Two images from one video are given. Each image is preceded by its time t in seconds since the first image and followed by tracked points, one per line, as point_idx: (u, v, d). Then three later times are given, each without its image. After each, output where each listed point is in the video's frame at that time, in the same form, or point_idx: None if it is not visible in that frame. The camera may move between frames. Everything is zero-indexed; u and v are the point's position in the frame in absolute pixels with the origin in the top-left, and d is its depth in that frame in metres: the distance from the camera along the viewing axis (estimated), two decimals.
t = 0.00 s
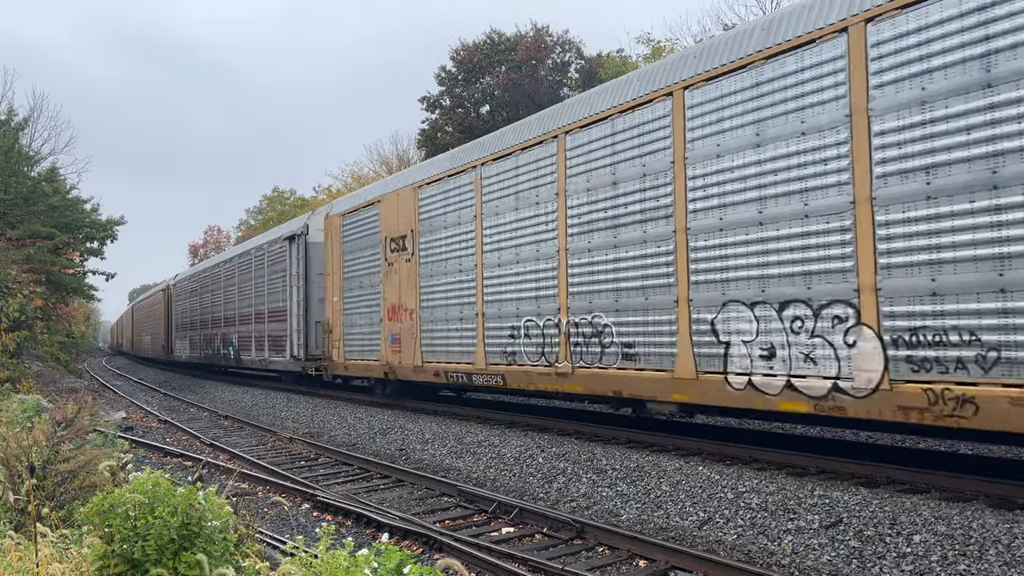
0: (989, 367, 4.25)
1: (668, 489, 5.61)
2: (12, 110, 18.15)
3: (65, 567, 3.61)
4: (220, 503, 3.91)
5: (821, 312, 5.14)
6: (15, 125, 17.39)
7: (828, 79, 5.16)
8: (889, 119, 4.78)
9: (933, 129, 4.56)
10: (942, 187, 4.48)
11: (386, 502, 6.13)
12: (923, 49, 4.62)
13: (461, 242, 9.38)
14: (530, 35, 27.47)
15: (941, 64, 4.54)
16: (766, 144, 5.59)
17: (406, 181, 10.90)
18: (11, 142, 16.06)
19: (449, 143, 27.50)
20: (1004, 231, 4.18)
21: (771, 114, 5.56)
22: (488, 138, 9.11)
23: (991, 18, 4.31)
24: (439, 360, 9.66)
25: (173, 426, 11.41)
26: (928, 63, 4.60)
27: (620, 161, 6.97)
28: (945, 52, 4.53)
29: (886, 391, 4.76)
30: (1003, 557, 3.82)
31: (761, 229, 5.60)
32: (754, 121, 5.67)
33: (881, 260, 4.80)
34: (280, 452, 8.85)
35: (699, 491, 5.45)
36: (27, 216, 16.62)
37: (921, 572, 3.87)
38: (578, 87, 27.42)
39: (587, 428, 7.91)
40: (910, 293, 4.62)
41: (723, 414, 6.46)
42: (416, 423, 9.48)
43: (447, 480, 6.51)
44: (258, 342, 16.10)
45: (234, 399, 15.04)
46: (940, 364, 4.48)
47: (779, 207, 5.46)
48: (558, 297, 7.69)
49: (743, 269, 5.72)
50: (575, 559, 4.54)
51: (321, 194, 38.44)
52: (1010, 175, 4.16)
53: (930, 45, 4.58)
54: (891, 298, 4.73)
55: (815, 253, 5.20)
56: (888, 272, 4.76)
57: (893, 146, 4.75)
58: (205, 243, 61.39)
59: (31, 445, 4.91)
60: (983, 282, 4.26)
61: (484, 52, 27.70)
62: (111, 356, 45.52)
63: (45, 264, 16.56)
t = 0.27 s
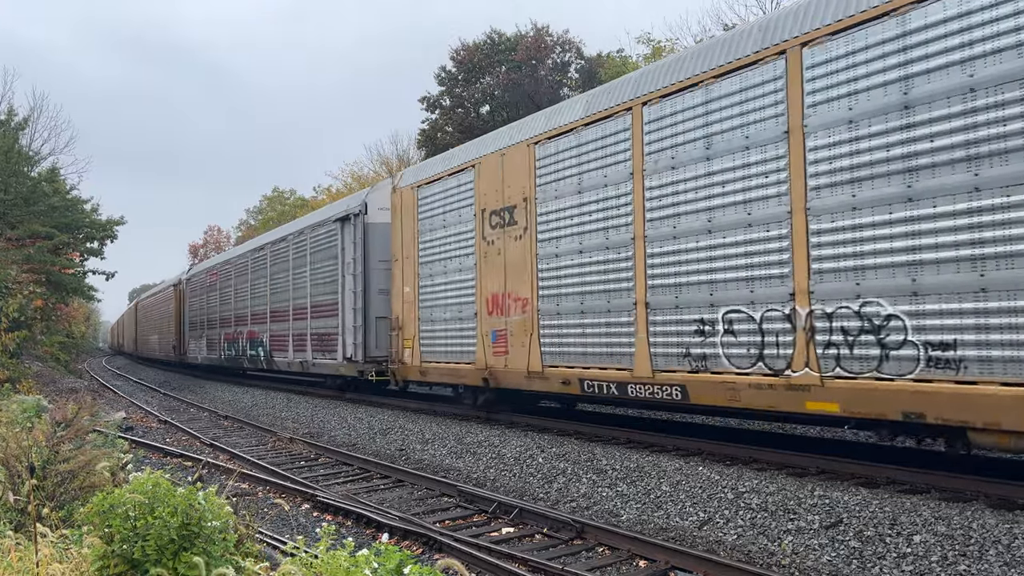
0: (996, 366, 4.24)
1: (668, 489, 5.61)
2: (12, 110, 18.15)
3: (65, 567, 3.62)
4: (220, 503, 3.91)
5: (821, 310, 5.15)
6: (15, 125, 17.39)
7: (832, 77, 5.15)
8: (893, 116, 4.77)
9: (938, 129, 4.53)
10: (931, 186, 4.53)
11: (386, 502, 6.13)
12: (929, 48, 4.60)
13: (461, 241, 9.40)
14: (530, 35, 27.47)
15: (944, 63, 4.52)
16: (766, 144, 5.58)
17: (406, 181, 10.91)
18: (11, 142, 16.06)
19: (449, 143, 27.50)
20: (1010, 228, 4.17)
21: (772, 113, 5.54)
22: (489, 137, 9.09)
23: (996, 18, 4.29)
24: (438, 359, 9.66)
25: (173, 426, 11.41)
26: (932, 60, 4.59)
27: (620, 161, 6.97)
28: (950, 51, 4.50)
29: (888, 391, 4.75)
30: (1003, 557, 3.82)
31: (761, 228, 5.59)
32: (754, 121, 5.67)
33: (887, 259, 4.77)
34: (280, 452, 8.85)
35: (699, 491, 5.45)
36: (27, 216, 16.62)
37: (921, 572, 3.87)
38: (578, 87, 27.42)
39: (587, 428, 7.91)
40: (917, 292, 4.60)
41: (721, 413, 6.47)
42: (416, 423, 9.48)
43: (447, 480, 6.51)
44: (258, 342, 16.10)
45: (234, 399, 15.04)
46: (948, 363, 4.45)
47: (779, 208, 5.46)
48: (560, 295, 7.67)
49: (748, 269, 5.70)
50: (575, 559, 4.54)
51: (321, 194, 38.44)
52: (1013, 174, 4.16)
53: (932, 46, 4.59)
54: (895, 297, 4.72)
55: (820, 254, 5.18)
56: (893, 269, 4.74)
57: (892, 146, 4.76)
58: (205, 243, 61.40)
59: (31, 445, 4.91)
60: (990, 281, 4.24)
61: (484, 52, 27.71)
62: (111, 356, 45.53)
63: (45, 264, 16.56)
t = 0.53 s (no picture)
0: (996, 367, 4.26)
1: (668, 489, 5.61)
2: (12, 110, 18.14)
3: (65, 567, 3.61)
4: (220, 503, 3.91)
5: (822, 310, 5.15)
6: (15, 125, 17.39)
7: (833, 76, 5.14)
8: (894, 115, 4.75)
9: (939, 128, 4.51)
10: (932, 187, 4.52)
11: (385, 502, 6.13)
12: (930, 47, 4.58)
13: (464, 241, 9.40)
14: (530, 35, 27.47)
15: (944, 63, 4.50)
16: (769, 143, 5.56)
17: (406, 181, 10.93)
18: (11, 142, 16.05)
19: (449, 143, 27.49)
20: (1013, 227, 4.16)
21: (773, 112, 5.53)
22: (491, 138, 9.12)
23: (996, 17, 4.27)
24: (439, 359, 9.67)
25: (173, 426, 11.40)
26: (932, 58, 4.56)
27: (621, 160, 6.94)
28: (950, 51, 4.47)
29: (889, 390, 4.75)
30: (1003, 557, 3.82)
31: (765, 228, 5.57)
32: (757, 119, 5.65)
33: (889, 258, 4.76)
34: (280, 452, 8.85)
35: (699, 491, 5.45)
36: (27, 216, 16.61)
37: (921, 572, 3.87)
38: (578, 87, 27.41)
39: (587, 428, 7.91)
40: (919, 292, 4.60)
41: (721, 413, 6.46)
42: (416, 423, 9.48)
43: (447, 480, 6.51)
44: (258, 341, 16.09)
45: (234, 399, 15.04)
46: (950, 364, 4.45)
47: (782, 207, 5.45)
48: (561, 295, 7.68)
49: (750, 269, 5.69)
50: (574, 559, 4.54)
51: (321, 194, 38.43)
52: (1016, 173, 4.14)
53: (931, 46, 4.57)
54: (898, 296, 4.71)
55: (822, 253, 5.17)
56: (895, 269, 4.73)
57: (897, 145, 4.73)
58: (206, 243, 61.39)
59: (30, 445, 4.91)
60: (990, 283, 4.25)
61: (484, 52, 27.71)
62: (111, 356, 45.54)
63: (45, 264, 16.55)
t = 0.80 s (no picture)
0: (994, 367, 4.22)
1: (668, 489, 5.61)
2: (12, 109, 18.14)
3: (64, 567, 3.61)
4: (219, 503, 3.90)
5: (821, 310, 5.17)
6: (15, 125, 17.39)
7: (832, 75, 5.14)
8: (895, 113, 4.75)
9: (937, 127, 4.49)
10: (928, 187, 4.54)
11: (385, 502, 6.12)
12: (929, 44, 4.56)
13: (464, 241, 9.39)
14: (530, 35, 27.46)
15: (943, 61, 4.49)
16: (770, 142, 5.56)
17: (406, 181, 10.95)
18: (11, 142, 16.05)
19: (449, 143, 27.50)
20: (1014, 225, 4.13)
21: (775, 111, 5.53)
22: (492, 137, 9.13)
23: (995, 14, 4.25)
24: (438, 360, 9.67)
25: (173, 426, 11.40)
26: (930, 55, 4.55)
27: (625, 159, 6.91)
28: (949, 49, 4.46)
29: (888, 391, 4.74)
30: (1003, 557, 3.82)
31: (766, 228, 5.58)
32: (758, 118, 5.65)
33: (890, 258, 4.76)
34: (280, 452, 8.84)
35: (699, 491, 5.45)
36: (27, 216, 16.61)
37: (921, 572, 3.87)
38: (578, 87, 27.41)
39: (587, 428, 7.91)
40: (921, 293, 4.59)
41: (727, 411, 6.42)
42: (416, 423, 9.48)
43: (447, 480, 6.50)
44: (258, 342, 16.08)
45: (234, 399, 15.04)
46: (951, 364, 4.42)
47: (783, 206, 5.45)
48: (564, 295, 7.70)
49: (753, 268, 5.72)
50: (574, 559, 4.54)
51: (321, 194, 38.44)
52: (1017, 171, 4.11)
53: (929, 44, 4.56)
54: (899, 296, 4.71)
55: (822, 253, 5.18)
56: (896, 268, 4.72)
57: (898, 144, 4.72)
58: (205, 243, 61.40)
59: (30, 445, 4.90)
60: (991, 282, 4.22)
61: (484, 52, 27.71)
62: (111, 356, 45.55)
63: (45, 264, 16.55)
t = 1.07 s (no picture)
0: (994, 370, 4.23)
1: (668, 489, 5.61)
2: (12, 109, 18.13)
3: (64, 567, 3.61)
4: (219, 503, 3.90)
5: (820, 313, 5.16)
6: (15, 125, 17.38)
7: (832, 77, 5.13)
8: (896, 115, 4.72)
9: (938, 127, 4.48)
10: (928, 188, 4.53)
11: (385, 502, 6.12)
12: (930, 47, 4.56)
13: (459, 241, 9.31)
14: (530, 35, 27.47)
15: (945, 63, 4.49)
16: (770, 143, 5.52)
17: (404, 181, 10.93)
18: (11, 142, 16.06)
19: (449, 143, 27.50)
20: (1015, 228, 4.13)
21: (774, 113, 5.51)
22: (489, 138, 9.04)
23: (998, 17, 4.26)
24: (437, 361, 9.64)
25: (173, 426, 11.40)
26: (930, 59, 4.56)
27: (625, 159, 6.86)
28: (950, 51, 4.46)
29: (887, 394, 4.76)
30: (1003, 557, 3.82)
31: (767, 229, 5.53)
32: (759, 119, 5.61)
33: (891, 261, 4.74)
34: (279, 452, 8.84)
35: (699, 491, 5.45)
36: (27, 216, 16.61)
37: (921, 572, 3.87)
38: (578, 87, 27.41)
39: (587, 428, 7.90)
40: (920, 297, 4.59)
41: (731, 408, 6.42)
42: (416, 423, 9.48)
43: (447, 480, 6.50)
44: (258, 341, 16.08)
45: (234, 399, 15.04)
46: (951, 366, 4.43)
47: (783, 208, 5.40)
48: (558, 297, 7.59)
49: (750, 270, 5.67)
50: (574, 559, 4.54)
51: (321, 194, 38.45)
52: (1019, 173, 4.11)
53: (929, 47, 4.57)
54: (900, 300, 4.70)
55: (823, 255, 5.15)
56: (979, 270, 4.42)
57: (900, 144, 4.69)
58: (205, 243, 61.42)
59: (30, 445, 4.91)
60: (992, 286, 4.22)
61: (484, 52, 27.72)
62: (111, 356, 45.56)
63: (45, 264, 16.55)
